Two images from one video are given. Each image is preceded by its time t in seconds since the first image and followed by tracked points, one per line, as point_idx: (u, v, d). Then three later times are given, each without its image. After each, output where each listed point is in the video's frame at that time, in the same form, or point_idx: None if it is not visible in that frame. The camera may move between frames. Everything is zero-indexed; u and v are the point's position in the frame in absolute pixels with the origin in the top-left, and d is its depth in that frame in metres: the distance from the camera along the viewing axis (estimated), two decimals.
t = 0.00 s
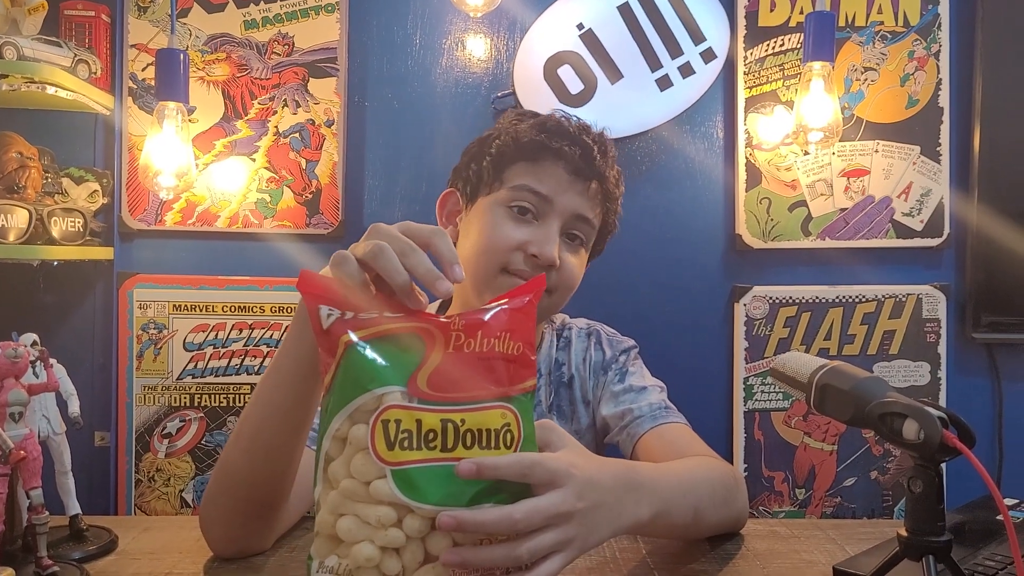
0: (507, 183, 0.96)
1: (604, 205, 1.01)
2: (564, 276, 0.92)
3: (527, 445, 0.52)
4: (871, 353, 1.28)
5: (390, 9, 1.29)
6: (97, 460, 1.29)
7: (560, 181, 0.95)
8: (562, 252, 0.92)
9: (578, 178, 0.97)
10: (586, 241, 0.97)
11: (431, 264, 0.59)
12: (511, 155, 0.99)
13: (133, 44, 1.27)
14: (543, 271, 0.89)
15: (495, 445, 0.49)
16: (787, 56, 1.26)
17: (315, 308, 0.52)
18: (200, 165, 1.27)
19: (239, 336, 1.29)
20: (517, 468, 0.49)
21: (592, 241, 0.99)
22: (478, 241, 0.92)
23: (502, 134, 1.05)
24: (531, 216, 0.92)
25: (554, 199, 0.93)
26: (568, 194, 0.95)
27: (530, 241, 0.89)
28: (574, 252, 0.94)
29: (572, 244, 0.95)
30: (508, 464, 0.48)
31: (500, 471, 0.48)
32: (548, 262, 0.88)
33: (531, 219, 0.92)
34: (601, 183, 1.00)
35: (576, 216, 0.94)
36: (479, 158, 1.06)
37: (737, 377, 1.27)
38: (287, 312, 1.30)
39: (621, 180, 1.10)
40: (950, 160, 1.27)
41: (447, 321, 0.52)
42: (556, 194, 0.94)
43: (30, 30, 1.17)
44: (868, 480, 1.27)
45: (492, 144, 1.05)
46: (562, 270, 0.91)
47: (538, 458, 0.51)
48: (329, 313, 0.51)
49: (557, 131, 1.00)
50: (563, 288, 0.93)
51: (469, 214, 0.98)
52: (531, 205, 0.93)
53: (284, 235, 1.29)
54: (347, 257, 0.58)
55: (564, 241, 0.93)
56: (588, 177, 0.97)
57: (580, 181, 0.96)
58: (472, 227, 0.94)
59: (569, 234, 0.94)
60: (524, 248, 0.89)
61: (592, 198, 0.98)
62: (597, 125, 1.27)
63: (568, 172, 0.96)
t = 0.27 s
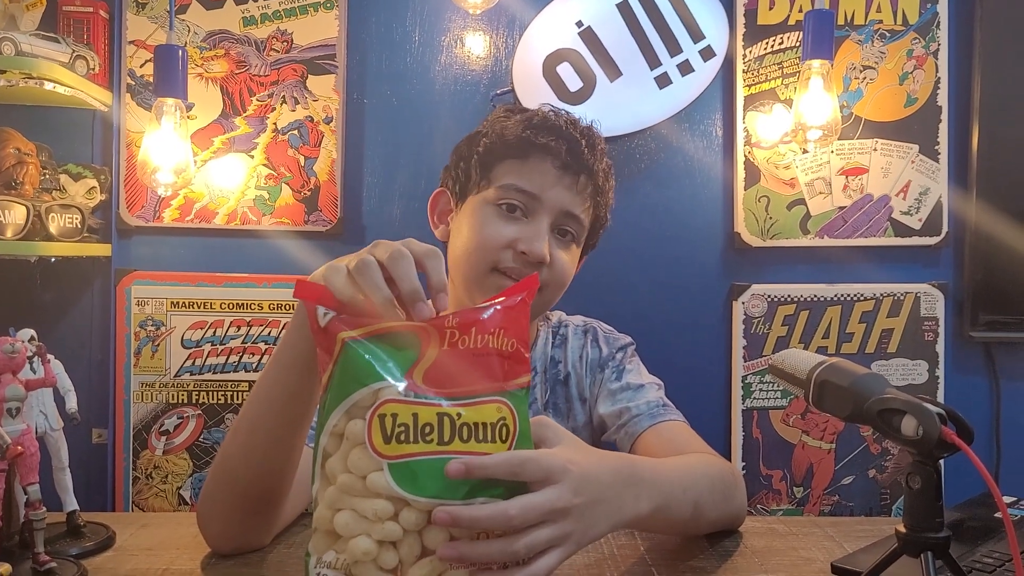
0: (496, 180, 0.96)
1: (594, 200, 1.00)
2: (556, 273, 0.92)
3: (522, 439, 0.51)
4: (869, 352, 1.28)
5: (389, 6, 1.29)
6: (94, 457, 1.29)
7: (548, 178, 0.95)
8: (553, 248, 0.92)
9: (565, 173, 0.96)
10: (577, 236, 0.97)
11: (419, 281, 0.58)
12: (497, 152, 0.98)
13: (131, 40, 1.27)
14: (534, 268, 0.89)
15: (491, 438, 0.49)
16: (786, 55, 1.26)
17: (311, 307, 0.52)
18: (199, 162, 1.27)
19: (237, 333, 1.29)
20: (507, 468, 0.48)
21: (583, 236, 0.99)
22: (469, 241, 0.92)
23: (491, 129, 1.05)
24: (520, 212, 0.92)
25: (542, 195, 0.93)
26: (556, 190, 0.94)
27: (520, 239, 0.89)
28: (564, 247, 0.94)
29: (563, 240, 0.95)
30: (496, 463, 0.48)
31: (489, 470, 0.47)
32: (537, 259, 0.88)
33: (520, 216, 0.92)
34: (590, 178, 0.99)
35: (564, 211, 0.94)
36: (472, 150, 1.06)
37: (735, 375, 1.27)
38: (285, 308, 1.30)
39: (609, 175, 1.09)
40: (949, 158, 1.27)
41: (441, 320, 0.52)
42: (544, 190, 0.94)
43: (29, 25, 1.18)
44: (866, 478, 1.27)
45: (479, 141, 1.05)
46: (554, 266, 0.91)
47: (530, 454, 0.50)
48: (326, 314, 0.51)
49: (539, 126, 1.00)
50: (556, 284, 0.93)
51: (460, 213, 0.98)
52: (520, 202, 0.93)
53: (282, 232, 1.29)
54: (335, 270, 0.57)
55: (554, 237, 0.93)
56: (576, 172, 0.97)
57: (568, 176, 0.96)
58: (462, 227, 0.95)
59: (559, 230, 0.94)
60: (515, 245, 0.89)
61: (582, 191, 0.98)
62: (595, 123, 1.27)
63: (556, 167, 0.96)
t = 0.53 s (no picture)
0: (501, 180, 0.95)
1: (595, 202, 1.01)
2: (560, 274, 0.92)
3: (524, 439, 0.51)
4: (867, 353, 1.28)
5: (388, 6, 1.29)
6: (92, 456, 1.29)
7: (553, 179, 0.95)
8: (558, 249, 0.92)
9: (571, 176, 0.96)
10: (579, 237, 0.97)
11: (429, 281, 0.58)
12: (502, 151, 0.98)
13: (131, 39, 1.27)
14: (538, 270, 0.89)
15: (494, 439, 0.49)
16: (785, 56, 1.26)
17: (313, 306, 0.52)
18: (198, 161, 1.26)
19: (236, 332, 1.29)
20: (507, 467, 0.48)
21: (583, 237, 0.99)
22: (475, 238, 0.92)
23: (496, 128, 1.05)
24: (530, 211, 0.92)
25: (551, 195, 0.93)
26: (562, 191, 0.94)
27: (528, 239, 0.89)
28: (568, 248, 0.94)
29: (568, 241, 0.95)
30: (496, 461, 0.48)
31: (489, 470, 0.47)
32: (544, 261, 0.89)
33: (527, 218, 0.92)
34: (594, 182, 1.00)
35: (570, 212, 0.94)
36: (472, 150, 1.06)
37: (733, 376, 1.28)
38: (283, 308, 1.30)
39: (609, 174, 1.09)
40: (946, 160, 1.27)
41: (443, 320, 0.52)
42: (550, 191, 0.93)
43: (28, 24, 1.17)
44: (863, 479, 1.28)
45: (485, 141, 1.04)
46: (558, 267, 0.92)
47: (531, 454, 0.50)
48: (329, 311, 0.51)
49: (549, 129, 1.01)
50: (559, 285, 0.94)
51: (464, 212, 0.98)
52: (531, 201, 0.92)
53: (281, 232, 1.29)
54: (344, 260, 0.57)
55: (558, 238, 0.93)
56: (580, 176, 0.97)
57: (574, 179, 0.96)
58: (468, 224, 0.94)
59: (563, 231, 0.94)
60: (522, 245, 0.89)
61: (586, 195, 0.98)
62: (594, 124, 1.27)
63: (561, 170, 0.96)
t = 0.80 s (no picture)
0: (490, 184, 0.96)
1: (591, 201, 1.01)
2: (557, 273, 0.92)
3: (524, 440, 0.52)
4: (864, 355, 1.28)
5: (386, 8, 1.29)
6: (89, 456, 1.29)
7: (543, 180, 0.95)
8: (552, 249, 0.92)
9: (561, 175, 0.96)
10: (575, 235, 0.97)
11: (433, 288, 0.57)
12: (492, 154, 0.98)
13: (129, 40, 1.27)
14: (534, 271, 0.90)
15: (495, 441, 0.49)
16: (783, 58, 1.26)
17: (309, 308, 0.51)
18: (195, 162, 1.26)
19: (233, 333, 1.29)
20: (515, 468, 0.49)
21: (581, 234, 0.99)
22: (468, 243, 0.93)
23: (486, 131, 1.05)
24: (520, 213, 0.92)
25: (541, 197, 0.93)
26: (553, 191, 0.94)
27: (520, 242, 0.90)
28: (564, 247, 0.94)
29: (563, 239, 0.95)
30: (504, 462, 0.48)
31: (498, 469, 0.48)
32: (538, 262, 0.89)
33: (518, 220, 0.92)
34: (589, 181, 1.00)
35: (562, 212, 0.94)
36: (461, 160, 1.07)
37: (731, 378, 1.28)
38: (281, 309, 1.30)
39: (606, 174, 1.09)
40: (945, 162, 1.27)
41: (440, 323, 0.52)
42: (540, 192, 0.93)
43: (26, 25, 1.19)
44: (861, 482, 1.27)
45: (476, 144, 1.04)
46: (555, 267, 0.92)
47: (534, 456, 0.50)
48: (326, 313, 0.50)
49: (538, 129, 1.00)
50: (558, 284, 0.94)
51: (457, 218, 0.99)
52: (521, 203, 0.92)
53: (279, 232, 1.29)
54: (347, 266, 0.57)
55: (553, 238, 0.93)
56: (575, 176, 0.97)
57: (564, 179, 0.96)
58: (462, 229, 0.95)
59: (557, 231, 0.94)
60: (515, 248, 0.89)
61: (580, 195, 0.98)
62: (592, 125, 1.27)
63: (551, 170, 0.96)
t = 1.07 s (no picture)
0: (473, 193, 0.95)
1: (580, 200, 0.99)
2: (548, 276, 0.92)
3: (533, 447, 0.51)
4: (865, 359, 1.28)
5: (386, 9, 1.29)
6: (87, 458, 1.29)
7: (526, 184, 0.94)
8: (540, 251, 0.92)
9: (543, 177, 0.95)
10: (566, 236, 0.95)
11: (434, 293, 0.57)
12: (478, 160, 0.98)
13: (128, 41, 1.27)
14: (523, 277, 0.89)
15: (506, 448, 0.49)
16: (784, 60, 1.26)
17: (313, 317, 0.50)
18: (194, 163, 1.26)
19: (232, 335, 1.29)
20: (538, 478, 0.50)
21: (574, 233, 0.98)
22: (457, 251, 0.93)
23: (469, 140, 1.04)
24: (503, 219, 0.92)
25: (523, 200, 0.93)
26: (538, 194, 0.94)
27: (505, 248, 0.89)
28: (554, 249, 0.94)
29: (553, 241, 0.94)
30: (530, 474, 0.49)
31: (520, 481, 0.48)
32: (525, 267, 0.89)
33: (503, 226, 0.91)
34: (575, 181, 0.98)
35: (549, 214, 0.93)
36: (460, 150, 1.05)
37: (731, 381, 1.27)
38: (279, 311, 1.30)
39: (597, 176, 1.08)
40: (945, 166, 1.27)
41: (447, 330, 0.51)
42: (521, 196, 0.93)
43: (25, 26, 1.17)
44: (860, 486, 1.27)
45: (458, 152, 1.05)
46: (544, 270, 0.91)
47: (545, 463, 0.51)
48: (331, 320, 0.50)
49: (517, 132, 0.99)
50: (550, 286, 0.94)
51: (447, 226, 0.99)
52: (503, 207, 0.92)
53: (277, 234, 1.28)
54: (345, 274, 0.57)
55: (540, 241, 0.92)
56: (559, 177, 0.96)
57: (546, 180, 0.95)
58: (451, 237, 0.95)
59: (544, 233, 0.93)
60: (500, 255, 0.89)
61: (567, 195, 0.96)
62: (592, 128, 1.26)
63: (533, 172, 0.95)
